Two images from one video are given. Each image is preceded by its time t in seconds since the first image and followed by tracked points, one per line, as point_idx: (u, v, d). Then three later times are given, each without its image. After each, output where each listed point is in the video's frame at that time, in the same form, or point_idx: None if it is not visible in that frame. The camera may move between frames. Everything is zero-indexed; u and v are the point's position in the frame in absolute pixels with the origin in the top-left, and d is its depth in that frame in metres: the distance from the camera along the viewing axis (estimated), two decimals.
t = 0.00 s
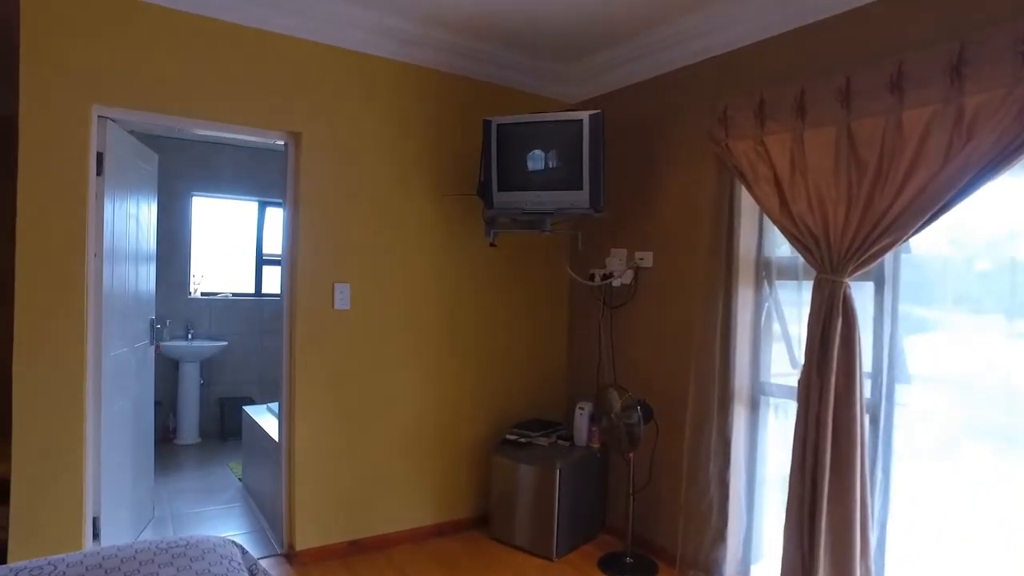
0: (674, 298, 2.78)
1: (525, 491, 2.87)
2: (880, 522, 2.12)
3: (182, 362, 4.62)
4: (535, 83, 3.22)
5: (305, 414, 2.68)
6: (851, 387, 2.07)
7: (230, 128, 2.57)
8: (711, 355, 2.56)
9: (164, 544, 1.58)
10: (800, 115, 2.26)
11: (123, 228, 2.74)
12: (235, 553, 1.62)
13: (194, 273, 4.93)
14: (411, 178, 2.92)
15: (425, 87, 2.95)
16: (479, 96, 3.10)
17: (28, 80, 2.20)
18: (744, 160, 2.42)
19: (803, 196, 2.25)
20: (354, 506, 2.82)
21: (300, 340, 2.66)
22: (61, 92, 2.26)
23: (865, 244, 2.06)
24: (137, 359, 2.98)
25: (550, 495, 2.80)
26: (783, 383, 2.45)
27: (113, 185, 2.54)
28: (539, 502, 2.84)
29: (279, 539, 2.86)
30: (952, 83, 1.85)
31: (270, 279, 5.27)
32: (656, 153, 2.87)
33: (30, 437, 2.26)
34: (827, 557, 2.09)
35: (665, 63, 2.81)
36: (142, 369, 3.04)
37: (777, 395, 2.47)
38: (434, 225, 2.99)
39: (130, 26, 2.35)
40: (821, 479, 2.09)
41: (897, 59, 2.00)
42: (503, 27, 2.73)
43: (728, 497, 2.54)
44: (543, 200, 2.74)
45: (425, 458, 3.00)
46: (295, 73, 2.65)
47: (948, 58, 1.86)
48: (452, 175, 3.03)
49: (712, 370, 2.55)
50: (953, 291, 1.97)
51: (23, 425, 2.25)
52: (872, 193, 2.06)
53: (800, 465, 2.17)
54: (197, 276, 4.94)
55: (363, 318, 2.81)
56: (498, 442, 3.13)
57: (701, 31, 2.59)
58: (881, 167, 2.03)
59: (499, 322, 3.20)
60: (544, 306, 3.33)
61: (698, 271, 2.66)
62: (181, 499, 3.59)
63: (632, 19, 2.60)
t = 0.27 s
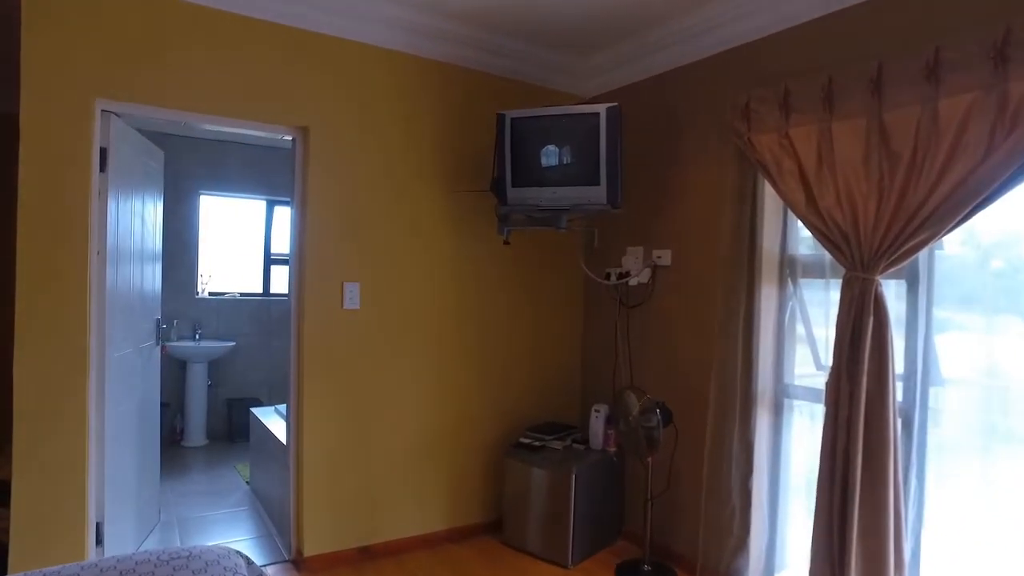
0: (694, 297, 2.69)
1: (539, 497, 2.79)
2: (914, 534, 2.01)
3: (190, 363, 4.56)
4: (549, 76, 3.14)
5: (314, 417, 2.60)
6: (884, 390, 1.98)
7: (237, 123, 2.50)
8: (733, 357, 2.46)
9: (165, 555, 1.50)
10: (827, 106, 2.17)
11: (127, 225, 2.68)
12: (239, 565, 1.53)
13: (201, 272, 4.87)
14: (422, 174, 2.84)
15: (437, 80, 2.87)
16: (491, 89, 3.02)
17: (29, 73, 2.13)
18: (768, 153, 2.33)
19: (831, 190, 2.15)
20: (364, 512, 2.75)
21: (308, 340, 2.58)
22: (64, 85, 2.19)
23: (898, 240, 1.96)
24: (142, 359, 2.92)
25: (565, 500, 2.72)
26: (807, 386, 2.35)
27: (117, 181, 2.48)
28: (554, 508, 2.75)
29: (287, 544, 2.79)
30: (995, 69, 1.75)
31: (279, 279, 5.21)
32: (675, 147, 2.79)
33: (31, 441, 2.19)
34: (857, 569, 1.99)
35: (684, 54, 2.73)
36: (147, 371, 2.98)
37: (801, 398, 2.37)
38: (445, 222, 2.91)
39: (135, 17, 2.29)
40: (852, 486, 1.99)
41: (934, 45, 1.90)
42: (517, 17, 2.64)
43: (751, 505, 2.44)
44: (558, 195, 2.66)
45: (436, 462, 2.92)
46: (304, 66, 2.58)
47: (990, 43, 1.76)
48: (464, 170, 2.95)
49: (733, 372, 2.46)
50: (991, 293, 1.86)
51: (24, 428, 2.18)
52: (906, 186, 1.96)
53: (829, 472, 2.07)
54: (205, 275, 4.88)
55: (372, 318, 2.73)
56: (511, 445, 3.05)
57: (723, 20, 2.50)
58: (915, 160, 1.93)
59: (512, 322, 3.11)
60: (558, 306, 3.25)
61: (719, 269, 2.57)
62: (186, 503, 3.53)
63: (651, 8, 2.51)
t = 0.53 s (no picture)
0: (711, 299, 2.60)
1: (551, 505, 2.70)
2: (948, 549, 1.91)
3: (194, 365, 4.50)
4: (560, 72, 3.06)
5: (319, 422, 2.53)
6: (916, 398, 1.88)
7: (239, 120, 2.43)
8: (753, 362, 2.37)
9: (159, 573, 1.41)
10: (852, 99, 2.07)
11: (128, 226, 2.61)
12: None
13: (206, 273, 4.80)
14: (430, 173, 2.76)
15: (445, 76, 2.79)
16: (501, 86, 2.94)
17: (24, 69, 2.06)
18: (789, 149, 2.23)
19: (857, 187, 2.06)
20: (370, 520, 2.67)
21: (313, 343, 2.51)
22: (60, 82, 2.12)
23: (930, 239, 1.87)
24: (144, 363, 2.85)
25: (578, 509, 2.63)
26: (829, 393, 2.26)
27: (116, 180, 2.41)
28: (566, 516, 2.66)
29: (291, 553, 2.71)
30: None
31: (285, 279, 5.15)
32: (692, 144, 2.70)
33: (26, 450, 2.12)
34: None
35: (700, 48, 2.64)
36: (149, 374, 2.91)
37: (823, 404, 2.27)
38: (454, 222, 2.83)
39: (134, 12, 2.21)
40: (881, 497, 1.90)
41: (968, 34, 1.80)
42: (528, 11, 2.56)
43: (771, 516, 2.34)
44: (571, 194, 2.57)
45: (444, 468, 2.84)
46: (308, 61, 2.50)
47: None
48: (473, 169, 2.87)
49: (753, 377, 2.37)
50: None
51: (17, 435, 2.10)
52: (939, 182, 1.86)
53: (856, 482, 1.98)
54: (210, 276, 4.82)
55: (379, 321, 2.65)
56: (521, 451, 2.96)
57: (742, 12, 2.40)
58: (949, 154, 1.84)
59: (523, 324, 3.03)
60: (569, 308, 3.17)
61: (738, 270, 2.48)
62: (189, 509, 3.46)
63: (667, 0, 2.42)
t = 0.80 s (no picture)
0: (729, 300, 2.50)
1: (562, 513, 2.60)
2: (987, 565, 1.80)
3: (198, 367, 4.42)
4: (572, 66, 2.97)
5: (322, 427, 2.44)
6: (951, 405, 1.78)
7: (239, 115, 2.35)
8: (773, 365, 2.27)
9: None
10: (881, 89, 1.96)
11: (126, 225, 2.53)
12: None
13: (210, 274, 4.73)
14: (437, 169, 2.67)
15: (452, 70, 2.70)
16: (511, 80, 2.85)
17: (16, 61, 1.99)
18: (813, 143, 2.13)
19: (886, 182, 1.95)
20: (375, 528, 2.58)
21: (317, 346, 2.42)
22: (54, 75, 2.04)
23: (966, 236, 1.77)
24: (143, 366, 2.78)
25: (591, 517, 2.53)
26: (854, 397, 2.14)
27: (112, 177, 2.33)
28: (579, 526, 2.57)
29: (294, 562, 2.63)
30: None
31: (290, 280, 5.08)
32: (709, 139, 2.60)
33: (17, 457, 2.03)
34: None
35: (718, 39, 2.54)
36: (148, 378, 2.83)
37: (848, 410, 2.16)
38: (461, 220, 2.74)
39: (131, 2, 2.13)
40: (915, 510, 1.79)
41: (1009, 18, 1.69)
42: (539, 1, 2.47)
43: (793, 527, 2.24)
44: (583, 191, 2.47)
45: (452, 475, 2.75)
46: (311, 54, 2.42)
47: None
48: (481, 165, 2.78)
49: (775, 381, 2.26)
50: None
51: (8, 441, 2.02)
52: (976, 176, 1.76)
53: (887, 494, 1.87)
54: (214, 277, 4.75)
55: (384, 322, 2.57)
56: (531, 457, 2.87)
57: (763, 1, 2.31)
58: (987, 146, 1.73)
59: (532, 325, 2.94)
60: (580, 309, 3.07)
61: (757, 270, 2.38)
62: (190, 514, 3.37)
63: None
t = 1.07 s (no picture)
0: (750, 299, 2.40)
1: (576, 520, 2.51)
2: None
3: (203, 368, 4.35)
4: (583, 57, 2.87)
5: (327, 431, 2.35)
6: (992, 410, 1.67)
7: (241, 108, 2.26)
8: (798, 367, 2.17)
9: None
10: (912, 77, 1.85)
11: (125, 222, 2.45)
12: None
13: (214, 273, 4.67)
14: (445, 165, 2.58)
15: (461, 62, 2.61)
16: (521, 72, 2.76)
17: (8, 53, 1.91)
18: (839, 134, 2.03)
19: (920, 175, 1.85)
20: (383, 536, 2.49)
21: (322, 347, 2.34)
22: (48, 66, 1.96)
23: (1007, 231, 1.67)
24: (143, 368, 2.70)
25: (606, 525, 2.44)
26: (883, 401, 2.03)
27: (110, 172, 2.25)
28: (593, 534, 2.47)
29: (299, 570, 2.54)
30: None
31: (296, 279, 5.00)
32: (728, 132, 2.50)
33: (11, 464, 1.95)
34: None
35: (738, 28, 2.44)
36: (149, 380, 2.76)
37: (876, 414, 2.05)
38: (471, 217, 2.65)
39: None
40: (953, 522, 1.69)
41: None
42: None
43: (818, 537, 2.13)
44: (597, 185, 2.38)
45: (461, 480, 2.66)
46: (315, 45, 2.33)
47: None
48: (491, 160, 2.69)
49: (799, 384, 2.16)
50: None
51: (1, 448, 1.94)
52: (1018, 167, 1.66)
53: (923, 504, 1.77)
54: (218, 276, 4.68)
55: (391, 323, 2.48)
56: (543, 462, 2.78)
57: None
58: None
59: (544, 326, 2.85)
60: (593, 308, 2.97)
61: (779, 268, 2.28)
62: (194, 519, 3.30)
63: None
